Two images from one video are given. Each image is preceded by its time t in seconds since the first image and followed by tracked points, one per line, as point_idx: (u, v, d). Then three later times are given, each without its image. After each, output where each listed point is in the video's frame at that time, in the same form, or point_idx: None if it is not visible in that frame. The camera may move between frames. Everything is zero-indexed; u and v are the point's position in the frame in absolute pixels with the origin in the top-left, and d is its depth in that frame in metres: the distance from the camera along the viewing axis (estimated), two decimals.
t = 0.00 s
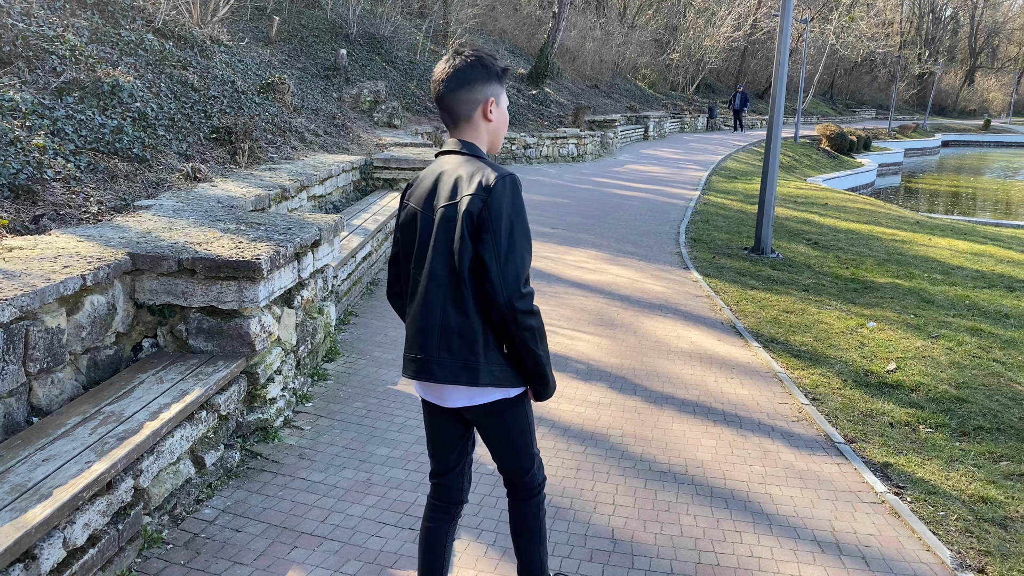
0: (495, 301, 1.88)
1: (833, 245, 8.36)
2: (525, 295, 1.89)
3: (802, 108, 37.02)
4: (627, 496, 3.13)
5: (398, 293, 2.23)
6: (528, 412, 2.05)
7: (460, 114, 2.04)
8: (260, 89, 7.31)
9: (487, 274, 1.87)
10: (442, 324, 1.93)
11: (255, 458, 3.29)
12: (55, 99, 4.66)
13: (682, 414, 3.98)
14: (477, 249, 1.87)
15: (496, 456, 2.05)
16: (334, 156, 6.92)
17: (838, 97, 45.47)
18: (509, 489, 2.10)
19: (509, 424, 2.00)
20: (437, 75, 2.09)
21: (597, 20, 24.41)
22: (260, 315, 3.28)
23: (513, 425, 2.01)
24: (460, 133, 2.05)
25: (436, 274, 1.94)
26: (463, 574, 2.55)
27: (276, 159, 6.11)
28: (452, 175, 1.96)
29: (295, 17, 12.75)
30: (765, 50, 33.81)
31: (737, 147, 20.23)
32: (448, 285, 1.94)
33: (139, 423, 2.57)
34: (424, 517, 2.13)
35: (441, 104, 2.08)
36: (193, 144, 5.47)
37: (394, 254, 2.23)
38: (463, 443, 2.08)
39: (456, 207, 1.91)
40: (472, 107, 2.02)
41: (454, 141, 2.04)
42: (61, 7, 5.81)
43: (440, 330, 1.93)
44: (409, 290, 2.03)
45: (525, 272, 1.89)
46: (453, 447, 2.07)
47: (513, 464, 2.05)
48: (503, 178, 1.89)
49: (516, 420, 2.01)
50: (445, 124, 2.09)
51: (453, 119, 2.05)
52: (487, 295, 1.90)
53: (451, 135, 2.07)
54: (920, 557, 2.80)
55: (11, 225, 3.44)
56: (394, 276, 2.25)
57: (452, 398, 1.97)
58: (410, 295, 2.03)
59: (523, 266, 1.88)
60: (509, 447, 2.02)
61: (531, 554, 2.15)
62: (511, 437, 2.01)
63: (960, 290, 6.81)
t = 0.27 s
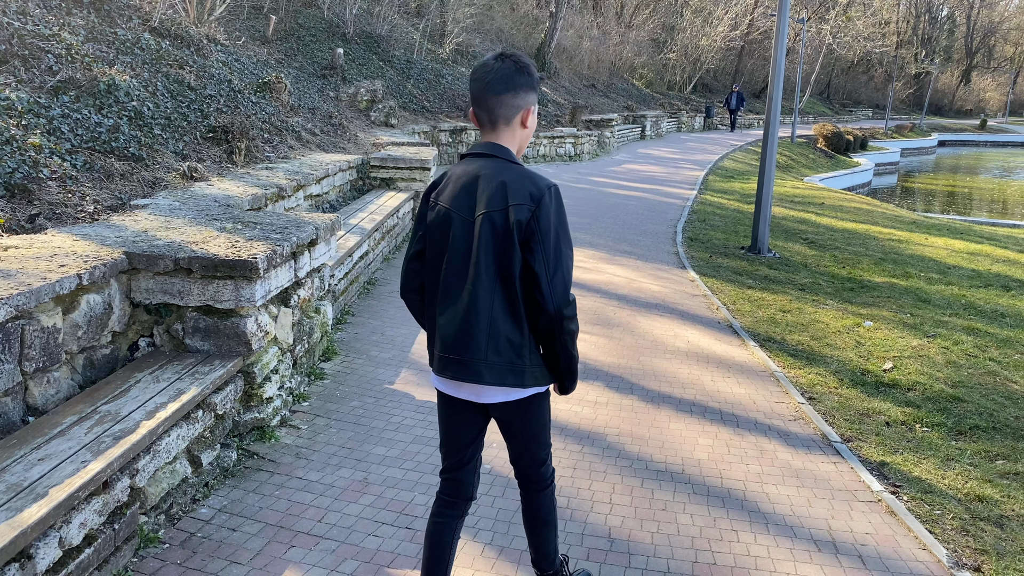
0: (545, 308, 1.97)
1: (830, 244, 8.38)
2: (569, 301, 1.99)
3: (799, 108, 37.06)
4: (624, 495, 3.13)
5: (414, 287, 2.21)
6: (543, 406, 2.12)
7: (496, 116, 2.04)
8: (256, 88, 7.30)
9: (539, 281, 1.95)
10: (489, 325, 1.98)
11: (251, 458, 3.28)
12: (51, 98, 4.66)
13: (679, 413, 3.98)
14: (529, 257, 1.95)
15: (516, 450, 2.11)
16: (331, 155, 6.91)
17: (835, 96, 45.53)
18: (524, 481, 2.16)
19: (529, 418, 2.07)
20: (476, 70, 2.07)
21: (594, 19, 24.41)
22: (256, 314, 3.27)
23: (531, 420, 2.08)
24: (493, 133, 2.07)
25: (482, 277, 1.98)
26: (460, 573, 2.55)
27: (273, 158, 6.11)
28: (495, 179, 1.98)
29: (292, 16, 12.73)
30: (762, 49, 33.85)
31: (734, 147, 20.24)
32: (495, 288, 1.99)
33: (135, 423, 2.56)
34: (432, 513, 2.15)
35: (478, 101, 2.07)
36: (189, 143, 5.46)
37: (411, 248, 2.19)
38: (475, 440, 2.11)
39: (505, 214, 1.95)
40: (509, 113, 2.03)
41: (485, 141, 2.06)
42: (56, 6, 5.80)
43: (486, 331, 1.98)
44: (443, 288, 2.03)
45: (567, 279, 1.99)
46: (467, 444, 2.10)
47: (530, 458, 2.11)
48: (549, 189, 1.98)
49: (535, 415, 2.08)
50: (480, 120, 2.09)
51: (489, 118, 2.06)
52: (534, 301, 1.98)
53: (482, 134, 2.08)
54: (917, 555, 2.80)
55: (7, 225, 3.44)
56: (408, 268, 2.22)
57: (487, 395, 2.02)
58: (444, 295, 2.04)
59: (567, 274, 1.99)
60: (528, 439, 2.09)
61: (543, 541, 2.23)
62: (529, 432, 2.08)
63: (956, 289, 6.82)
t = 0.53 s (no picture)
0: (576, 311, 2.03)
1: (827, 244, 8.39)
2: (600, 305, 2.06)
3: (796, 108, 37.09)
4: (620, 495, 3.13)
5: (437, 275, 2.21)
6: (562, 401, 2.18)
7: (541, 115, 2.10)
8: (253, 87, 7.29)
9: (573, 285, 2.01)
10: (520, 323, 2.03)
11: (247, 457, 3.28)
12: (47, 97, 4.65)
13: (676, 412, 3.99)
14: (567, 261, 2.00)
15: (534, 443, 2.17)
16: (328, 154, 6.91)
17: (831, 96, 45.60)
18: (539, 473, 2.22)
19: (548, 413, 2.12)
20: (524, 69, 2.11)
21: (591, 19, 24.42)
22: (253, 314, 3.27)
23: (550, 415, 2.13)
24: (534, 131, 2.12)
25: (518, 276, 2.03)
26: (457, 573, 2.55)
27: (270, 158, 6.10)
28: (537, 182, 2.02)
29: (289, 15, 12.72)
30: (759, 49, 33.89)
31: (731, 146, 20.26)
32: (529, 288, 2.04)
33: (131, 423, 2.56)
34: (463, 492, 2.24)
35: (522, 99, 2.12)
36: (186, 142, 5.45)
37: (437, 236, 2.19)
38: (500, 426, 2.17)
39: (545, 217, 2.00)
40: (554, 114, 2.09)
41: (526, 140, 2.11)
42: (52, 5, 5.79)
43: (517, 328, 2.03)
44: (475, 281, 2.05)
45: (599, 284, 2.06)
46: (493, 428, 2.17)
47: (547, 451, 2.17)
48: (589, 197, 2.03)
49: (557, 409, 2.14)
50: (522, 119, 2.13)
51: (532, 117, 2.11)
52: (564, 302, 2.05)
53: (523, 131, 2.12)
54: (913, 554, 2.81)
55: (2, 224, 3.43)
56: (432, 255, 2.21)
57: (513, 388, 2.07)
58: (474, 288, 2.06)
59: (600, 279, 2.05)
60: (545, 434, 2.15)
61: (552, 537, 2.28)
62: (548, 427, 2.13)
63: (952, 288, 6.84)
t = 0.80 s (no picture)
0: (599, 303, 2.14)
1: (823, 244, 8.40)
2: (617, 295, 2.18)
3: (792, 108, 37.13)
4: (617, 494, 3.13)
5: (459, 270, 2.28)
6: (578, 396, 2.27)
7: (563, 113, 2.17)
8: (250, 87, 7.29)
9: (598, 279, 2.11)
10: (547, 316, 2.13)
11: (244, 457, 3.27)
12: (43, 97, 4.64)
13: (673, 412, 3.99)
14: (591, 256, 2.10)
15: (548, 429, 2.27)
16: (324, 154, 6.91)
17: (828, 96, 45.65)
18: (548, 466, 2.29)
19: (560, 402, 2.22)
20: (548, 67, 2.17)
21: (588, 19, 24.43)
22: (250, 313, 3.27)
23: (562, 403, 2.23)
24: (556, 128, 2.19)
25: (544, 271, 2.12)
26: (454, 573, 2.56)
27: (266, 157, 6.09)
28: (561, 179, 2.10)
29: (285, 14, 12.72)
30: (756, 49, 33.92)
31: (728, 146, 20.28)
32: (554, 282, 2.13)
33: (127, 422, 2.55)
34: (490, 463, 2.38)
35: (545, 96, 2.17)
36: (182, 142, 5.44)
37: (459, 232, 2.25)
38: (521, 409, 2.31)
39: (571, 214, 2.08)
40: (577, 112, 2.16)
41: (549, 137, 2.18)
42: (49, 4, 5.78)
43: (544, 321, 2.12)
44: (503, 277, 2.13)
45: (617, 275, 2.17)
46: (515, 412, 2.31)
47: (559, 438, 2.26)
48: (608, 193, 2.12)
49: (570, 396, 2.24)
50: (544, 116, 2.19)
51: (555, 114, 2.17)
52: (587, 295, 2.15)
53: (545, 128, 2.19)
54: (909, 553, 2.81)
55: None
56: (455, 251, 2.28)
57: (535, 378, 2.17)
58: (502, 283, 2.14)
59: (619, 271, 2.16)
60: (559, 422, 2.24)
61: (554, 532, 2.32)
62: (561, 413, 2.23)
63: (948, 288, 6.85)
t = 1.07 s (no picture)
0: (621, 288, 2.24)
1: (820, 244, 8.41)
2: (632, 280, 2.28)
3: (789, 108, 37.17)
4: (614, 494, 3.13)
5: (479, 272, 2.29)
6: (583, 391, 2.29)
7: (565, 111, 2.23)
8: (247, 86, 7.28)
9: (619, 263, 2.22)
10: (578, 305, 2.20)
11: (241, 457, 3.27)
12: (39, 96, 4.63)
13: (669, 412, 3.99)
14: (613, 242, 2.20)
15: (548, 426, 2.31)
16: (322, 153, 6.90)
17: (825, 96, 45.72)
18: (550, 459, 2.33)
19: (563, 398, 2.27)
20: (546, 69, 2.22)
21: (585, 19, 24.44)
22: (246, 313, 3.26)
23: (563, 400, 2.27)
24: (559, 126, 2.25)
25: (568, 262, 2.18)
26: (451, 573, 2.56)
27: (263, 157, 6.09)
28: (576, 172, 2.18)
29: (282, 14, 12.70)
30: (753, 49, 33.95)
31: (724, 146, 20.30)
32: (581, 272, 2.21)
33: (123, 422, 2.55)
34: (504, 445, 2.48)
35: (547, 99, 2.22)
36: (179, 141, 5.43)
37: (477, 235, 2.26)
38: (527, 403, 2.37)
39: (591, 204, 2.17)
40: (579, 109, 2.22)
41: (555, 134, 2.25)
42: (45, 3, 5.77)
43: (576, 310, 2.20)
44: (532, 273, 2.18)
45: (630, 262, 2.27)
46: (523, 405, 2.37)
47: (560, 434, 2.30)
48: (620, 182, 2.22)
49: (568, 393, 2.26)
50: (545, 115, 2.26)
51: (557, 113, 2.24)
52: (610, 281, 2.24)
53: (548, 127, 2.25)
54: (906, 553, 2.82)
55: None
56: (472, 254, 2.29)
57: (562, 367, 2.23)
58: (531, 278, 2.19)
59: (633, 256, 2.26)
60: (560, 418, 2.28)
61: (553, 528, 2.35)
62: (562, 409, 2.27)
63: (945, 288, 6.87)
